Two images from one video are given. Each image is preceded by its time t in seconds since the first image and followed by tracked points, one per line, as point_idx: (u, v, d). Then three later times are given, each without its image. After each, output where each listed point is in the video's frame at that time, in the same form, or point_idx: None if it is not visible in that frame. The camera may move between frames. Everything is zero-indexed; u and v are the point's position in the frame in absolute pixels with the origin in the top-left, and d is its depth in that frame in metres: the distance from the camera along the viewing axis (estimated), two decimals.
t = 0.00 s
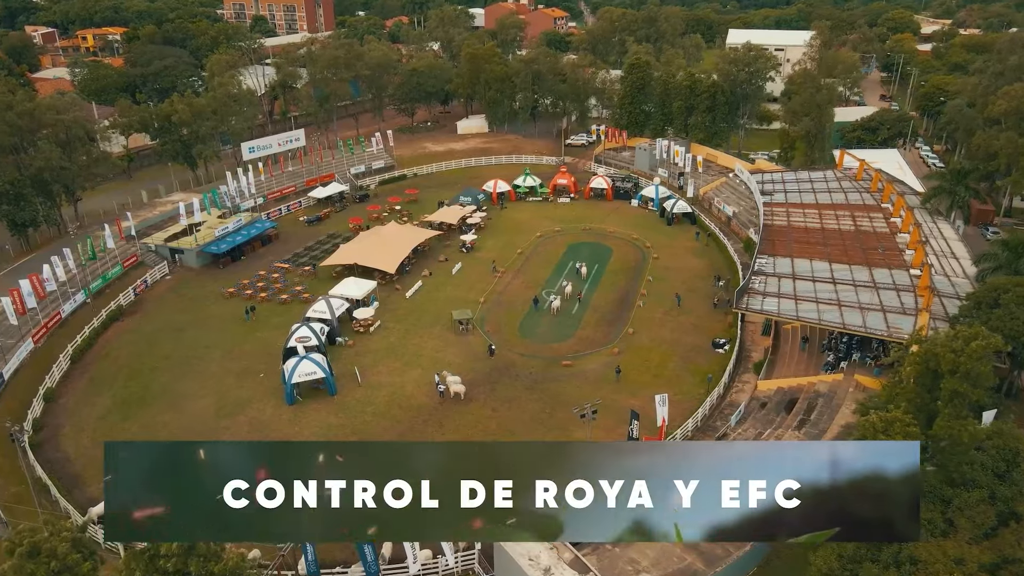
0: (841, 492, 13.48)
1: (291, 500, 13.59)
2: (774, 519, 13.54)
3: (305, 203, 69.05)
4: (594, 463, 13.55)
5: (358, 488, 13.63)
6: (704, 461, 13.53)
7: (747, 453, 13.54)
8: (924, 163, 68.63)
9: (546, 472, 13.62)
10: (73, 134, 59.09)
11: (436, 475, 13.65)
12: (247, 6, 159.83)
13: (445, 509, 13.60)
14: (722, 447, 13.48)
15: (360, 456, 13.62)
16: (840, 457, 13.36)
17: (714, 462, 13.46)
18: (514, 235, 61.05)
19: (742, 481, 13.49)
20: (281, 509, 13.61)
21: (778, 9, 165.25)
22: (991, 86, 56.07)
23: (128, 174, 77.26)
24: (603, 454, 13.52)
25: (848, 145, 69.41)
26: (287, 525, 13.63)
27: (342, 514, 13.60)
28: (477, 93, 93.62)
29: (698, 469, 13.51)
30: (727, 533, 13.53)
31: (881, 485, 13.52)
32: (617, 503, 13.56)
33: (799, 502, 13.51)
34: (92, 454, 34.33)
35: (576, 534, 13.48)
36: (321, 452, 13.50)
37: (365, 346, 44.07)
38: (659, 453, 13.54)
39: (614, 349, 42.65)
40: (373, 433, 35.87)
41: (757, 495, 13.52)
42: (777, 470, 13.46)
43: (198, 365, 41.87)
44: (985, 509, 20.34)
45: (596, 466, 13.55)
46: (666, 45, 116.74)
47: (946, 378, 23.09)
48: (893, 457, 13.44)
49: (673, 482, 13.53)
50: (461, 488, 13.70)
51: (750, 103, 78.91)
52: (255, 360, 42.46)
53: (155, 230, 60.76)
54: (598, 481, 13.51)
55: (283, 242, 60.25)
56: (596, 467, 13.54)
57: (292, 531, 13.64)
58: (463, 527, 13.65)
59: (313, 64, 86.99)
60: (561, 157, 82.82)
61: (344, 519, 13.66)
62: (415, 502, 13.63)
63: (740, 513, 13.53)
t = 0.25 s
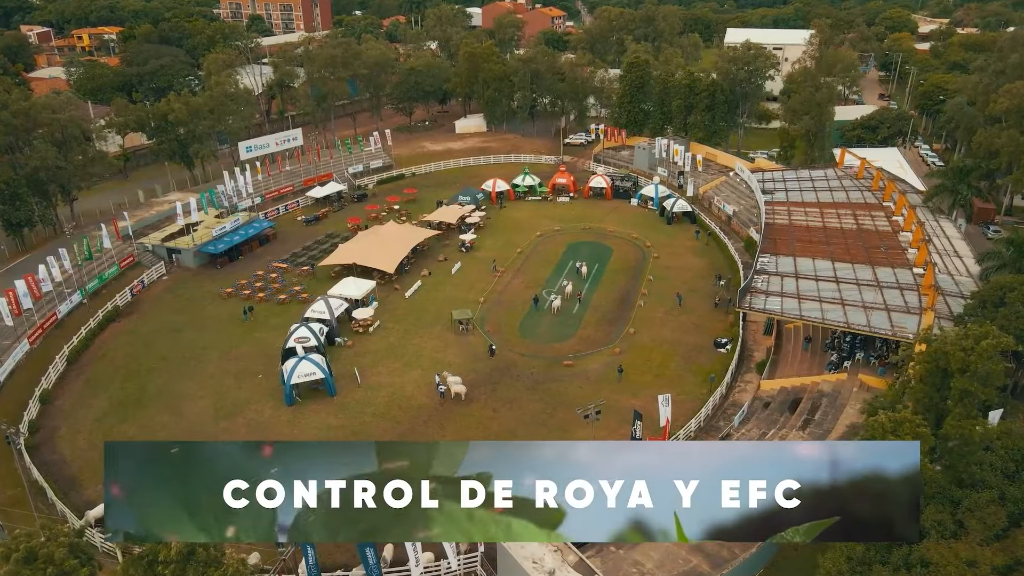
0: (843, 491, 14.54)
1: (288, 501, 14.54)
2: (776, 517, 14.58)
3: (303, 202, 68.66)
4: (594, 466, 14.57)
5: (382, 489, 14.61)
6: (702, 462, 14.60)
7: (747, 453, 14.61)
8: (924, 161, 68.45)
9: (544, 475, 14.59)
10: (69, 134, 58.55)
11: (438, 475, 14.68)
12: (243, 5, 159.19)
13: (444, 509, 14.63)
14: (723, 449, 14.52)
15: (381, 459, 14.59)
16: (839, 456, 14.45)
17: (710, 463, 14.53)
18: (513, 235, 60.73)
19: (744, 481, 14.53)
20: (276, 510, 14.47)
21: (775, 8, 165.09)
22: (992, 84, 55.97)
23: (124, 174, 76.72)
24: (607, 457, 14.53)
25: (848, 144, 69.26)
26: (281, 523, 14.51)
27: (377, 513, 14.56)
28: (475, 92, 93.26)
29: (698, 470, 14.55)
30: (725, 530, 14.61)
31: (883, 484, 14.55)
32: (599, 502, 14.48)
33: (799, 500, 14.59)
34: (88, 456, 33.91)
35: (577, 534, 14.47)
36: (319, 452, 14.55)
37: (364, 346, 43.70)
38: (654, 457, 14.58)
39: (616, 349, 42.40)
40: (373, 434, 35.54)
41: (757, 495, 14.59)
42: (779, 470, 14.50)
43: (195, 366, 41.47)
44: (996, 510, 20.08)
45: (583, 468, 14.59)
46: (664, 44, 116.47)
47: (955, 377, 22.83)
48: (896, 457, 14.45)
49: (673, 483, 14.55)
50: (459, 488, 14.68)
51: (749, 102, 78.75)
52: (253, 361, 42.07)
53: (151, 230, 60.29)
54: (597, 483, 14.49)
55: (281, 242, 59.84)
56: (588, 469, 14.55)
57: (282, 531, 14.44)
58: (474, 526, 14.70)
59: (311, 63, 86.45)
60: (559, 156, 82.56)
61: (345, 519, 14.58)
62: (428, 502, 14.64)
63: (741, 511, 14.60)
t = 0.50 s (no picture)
0: (843, 491, 17.56)
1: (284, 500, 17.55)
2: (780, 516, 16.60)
3: (301, 202, 68.27)
4: (599, 469, 17.59)
5: (388, 490, 17.57)
6: (707, 466, 17.59)
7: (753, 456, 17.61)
8: (924, 160, 68.19)
9: (549, 477, 17.57)
10: (65, 133, 58.10)
11: (432, 479, 17.62)
12: (240, 4, 158.48)
13: (443, 508, 17.59)
14: (729, 454, 17.51)
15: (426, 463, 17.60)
16: (839, 458, 17.51)
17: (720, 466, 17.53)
18: (513, 234, 60.43)
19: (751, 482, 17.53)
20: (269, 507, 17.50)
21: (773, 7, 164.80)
22: (993, 83, 55.82)
23: (121, 173, 76.21)
24: (615, 461, 17.54)
25: (848, 143, 69.13)
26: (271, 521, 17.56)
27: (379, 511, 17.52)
28: (473, 91, 92.88)
29: (708, 471, 17.57)
30: (727, 524, 17.56)
31: (880, 484, 17.59)
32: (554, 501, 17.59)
33: (799, 496, 17.58)
34: (85, 459, 33.53)
35: (583, 527, 17.48)
36: (320, 459, 17.43)
37: (363, 347, 43.37)
38: (658, 462, 17.53)
39: (617, 348, 42.15)
40: (373, 436, 35.21)
41: (757, 494, 17.55)
42: (782, 472, 17.51)
43: (194, 367, 41.11)
44: (1006, 511, 19.84)
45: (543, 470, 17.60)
46: (663, 43, 116.18)
47: (966, 376, 22.51)
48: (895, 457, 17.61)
49: (675, 484, 17.55)
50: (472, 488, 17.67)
51: (749, 101, 78.55)
52: (252, 362, 41.69)
53: (148, 230, 59.87)
54: (599, 484, 17.51)
55: (279, 242, 59.48)
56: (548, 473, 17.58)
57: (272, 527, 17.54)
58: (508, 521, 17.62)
59: (308, 63, 85.99)
60: (558, 156, 82.32)
61: (346, 513, 17.53)
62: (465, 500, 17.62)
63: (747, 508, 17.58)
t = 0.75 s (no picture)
0: (846, 491, 17.10)
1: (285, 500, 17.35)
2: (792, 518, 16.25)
3: (299, 201, 67.87)
4: (599, 472, 17.32)
5: (383, 492, 17.33)
6: (708, 468, 17.20)
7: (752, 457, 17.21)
8: (924, 159, 68.04)
9: (548, 480, 17.31)
10: (61, 133, 57.64)
11: (434, 482, 17.52)
12: (236, 3, 157.88)
13: (444, 510, 17.45)
14: (729, 456, 17.13)
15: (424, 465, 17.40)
16: (840, 457, 17.08)
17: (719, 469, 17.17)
18: (512, 233, 60.15)
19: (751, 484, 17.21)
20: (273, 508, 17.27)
21: (770, 6, 164.74)
22: (994, 81, 55.69)
23: (117, 173, 75.74)
24: (613, 464, 17.28)
25: (847, 141, 69.17)
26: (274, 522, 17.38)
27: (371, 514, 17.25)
28: (472, 90, 92.52)
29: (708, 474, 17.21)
30: (729, 527, 17.24)
31: (884, 485, 17.08)
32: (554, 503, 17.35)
33: (801, 498, 17.16)
34: (82, 461, 33.14)
35: (584, 531, 17.28)
36: (320, 460, 17.25)
37: (363, 347, 43.03)
38: (659, 464, 17.23)
39: (619, 348, 41.89)
40: (374, 436, 34.89)
41: (758, 497, 17.18)
42: (783, 473, 17.11)
43: (192, 368, 40.74)
44: (1018, 512, 19.58)
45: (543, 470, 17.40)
46: (661, 42, 115.99)
47: (976, 375, 22.28)
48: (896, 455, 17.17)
49: (675, 487, 17.22)
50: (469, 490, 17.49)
51: (748, 99, 78.36)
52: (250, 362, 41.31)
53: (145, 230, 59.46)
54: (598, 486, 17.28)
55: (277, 242, 59.11)
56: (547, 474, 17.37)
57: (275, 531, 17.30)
58: (508, 525, 17.41)
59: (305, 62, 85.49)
60: (557, 155, 82.08)
61: (350, 517, 17.34)
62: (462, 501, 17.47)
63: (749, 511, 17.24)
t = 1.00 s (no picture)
0: (848, 488, 18.28)
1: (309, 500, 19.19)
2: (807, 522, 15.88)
3: (297, 201, 67.46)
4: (605, 476, 18.78)
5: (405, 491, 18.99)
6: (713, 471, 18.56)
7: (755, 462, 18.42)
8: (924, 158, 67.84)
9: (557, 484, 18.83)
10: (57, 132, 57.15)
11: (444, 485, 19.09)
12: (233, 3, 157.20)
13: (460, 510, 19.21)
14: (734, 460, 18.34)
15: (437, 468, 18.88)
16: (841, 456, 18.02)
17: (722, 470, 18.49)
18: (512, 233, 59.86)
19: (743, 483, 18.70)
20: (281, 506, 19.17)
21: (768, 6, 164.64)
22: (994, 78, 55.49)
23: (114, 172, 75.25)
24: (618, 468, 18.68)
25: (848, 140, 69.27)
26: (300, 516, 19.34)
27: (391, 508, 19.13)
28: (470, 89, 92.13)
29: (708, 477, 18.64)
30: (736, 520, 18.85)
31: (886, 482, 18.18)
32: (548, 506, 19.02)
33: (797, 498, 18.58)
34: (79, 463, 32.75)
35: (589, 526, 19.17)
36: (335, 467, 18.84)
37: (362, 347, 42.69)
38: (662, 469, 18.66)
39: (620, 348, 41.64)
40: (374, 437, 34.56)
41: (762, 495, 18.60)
42: (787, 476, 18.41)
43: (190, 369, 40.36)
44: None
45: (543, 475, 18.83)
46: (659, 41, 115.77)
47: (987, 375, 22.02)
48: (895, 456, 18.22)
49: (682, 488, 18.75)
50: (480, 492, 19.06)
51: (747, 98, 78.14)
52: (248, 363, 40.93)
53: (142, 230, 59.03)
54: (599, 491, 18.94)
55: (275, 242, 58.76)
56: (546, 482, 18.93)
57: (283, 527, 19.35)
58: (514, 520, 19.27)
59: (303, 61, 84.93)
60: (556, 154, 81.80)
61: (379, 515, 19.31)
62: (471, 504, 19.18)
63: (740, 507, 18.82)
